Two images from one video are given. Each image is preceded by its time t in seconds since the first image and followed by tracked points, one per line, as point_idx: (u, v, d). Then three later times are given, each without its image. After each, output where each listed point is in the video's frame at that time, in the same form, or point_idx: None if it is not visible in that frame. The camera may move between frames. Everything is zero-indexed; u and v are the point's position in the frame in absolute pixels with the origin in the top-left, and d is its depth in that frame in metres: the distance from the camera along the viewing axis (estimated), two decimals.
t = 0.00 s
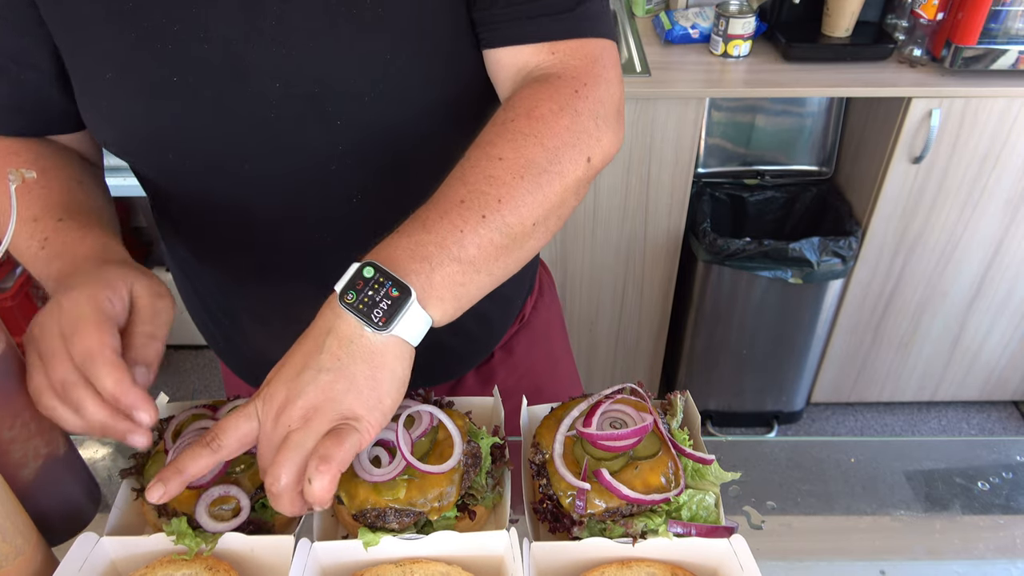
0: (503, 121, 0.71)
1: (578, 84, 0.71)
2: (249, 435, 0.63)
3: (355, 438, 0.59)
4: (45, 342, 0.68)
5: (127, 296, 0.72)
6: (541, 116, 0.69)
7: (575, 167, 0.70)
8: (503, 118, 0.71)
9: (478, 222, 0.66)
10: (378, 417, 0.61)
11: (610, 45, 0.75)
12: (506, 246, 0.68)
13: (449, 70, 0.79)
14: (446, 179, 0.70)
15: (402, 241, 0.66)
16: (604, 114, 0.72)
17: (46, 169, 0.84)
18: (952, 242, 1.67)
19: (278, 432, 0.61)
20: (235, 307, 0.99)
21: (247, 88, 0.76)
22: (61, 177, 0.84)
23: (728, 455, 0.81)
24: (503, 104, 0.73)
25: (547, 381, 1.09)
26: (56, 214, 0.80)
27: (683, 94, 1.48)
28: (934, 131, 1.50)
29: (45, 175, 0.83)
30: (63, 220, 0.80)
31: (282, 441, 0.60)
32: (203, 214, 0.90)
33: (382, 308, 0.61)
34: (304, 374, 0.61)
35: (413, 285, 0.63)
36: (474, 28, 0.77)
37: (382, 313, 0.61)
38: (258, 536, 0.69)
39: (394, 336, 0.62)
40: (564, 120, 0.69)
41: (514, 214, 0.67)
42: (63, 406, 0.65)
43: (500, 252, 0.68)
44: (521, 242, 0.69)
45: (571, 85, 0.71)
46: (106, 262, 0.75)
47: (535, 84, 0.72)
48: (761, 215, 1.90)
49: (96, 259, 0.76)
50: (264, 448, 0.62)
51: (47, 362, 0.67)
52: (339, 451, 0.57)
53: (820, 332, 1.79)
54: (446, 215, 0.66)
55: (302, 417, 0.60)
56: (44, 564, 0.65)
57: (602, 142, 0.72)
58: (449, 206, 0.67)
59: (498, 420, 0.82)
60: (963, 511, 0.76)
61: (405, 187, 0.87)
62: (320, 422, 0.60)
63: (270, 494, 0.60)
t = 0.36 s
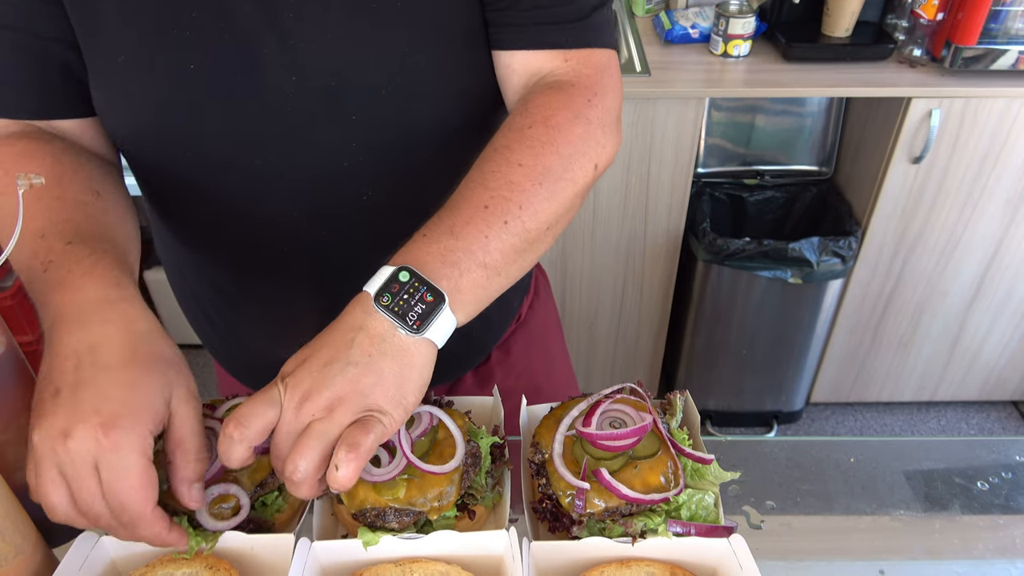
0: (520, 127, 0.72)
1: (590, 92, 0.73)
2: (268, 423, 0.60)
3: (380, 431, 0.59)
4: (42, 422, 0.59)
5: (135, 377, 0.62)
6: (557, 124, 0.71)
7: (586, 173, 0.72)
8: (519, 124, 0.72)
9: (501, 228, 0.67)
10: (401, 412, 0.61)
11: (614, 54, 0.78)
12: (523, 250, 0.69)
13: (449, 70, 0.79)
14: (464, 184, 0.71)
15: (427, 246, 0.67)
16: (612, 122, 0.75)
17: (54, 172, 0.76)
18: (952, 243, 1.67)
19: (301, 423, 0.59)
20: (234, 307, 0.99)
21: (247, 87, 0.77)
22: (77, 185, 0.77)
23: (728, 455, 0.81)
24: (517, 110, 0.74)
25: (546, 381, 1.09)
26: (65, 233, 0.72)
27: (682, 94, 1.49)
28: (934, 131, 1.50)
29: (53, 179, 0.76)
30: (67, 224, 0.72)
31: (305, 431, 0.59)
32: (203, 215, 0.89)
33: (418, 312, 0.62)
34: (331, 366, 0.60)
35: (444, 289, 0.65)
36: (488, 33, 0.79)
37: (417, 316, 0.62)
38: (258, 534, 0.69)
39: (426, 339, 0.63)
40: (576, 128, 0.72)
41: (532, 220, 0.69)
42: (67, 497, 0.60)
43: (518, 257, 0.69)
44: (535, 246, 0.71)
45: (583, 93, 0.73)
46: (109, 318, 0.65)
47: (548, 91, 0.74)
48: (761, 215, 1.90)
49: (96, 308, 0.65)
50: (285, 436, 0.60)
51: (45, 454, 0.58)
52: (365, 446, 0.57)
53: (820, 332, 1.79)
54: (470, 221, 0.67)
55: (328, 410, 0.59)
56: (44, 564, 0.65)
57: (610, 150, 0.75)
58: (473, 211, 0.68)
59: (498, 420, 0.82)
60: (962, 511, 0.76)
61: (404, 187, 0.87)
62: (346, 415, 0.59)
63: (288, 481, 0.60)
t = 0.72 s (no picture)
0: (531, 130, 0.74)
1: (599, 100, 0.76)
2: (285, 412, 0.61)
3: (399, 419, 0.60)
4: (64, 482, 0.56)
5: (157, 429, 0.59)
6: (567, 129, 0.74)
7: (593, 177, 0.75)
8: (530, 127, 0.74)
9: (512, 226, 0.69)
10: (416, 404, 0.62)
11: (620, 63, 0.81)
12: (532, 249, 0.71)
13: (448, 70, 0.79)
14: (476, 183, 0.73)
15: (442, 241, 0.68)
16: (617, 128, 0.77)
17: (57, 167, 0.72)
18: (951, 244, 1.67)
19: (320, 412, 0.60)
20: (233, 308, 0.98)
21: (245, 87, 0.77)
22: (91, 182, 0.74)
23: (727, 456, 0.81)
24: (527, 113, 0.76)
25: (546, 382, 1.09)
26: (75, 254, 0.67)
27: (682, 94, 1.48)
28: (934, 132, 1.50)
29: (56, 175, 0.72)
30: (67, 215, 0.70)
31: (324, 421, 0.60)
32: (201, 216, 0.89)
33: (434, 305, 0.63)
34: (349, 357, 0.61)
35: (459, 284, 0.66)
36: (498, 35, 0.81)
37: (433, 310, 0.64)
38: (258, 536, 0.68)
39: (440, 334, 0.65)
40: (585, 133, 0.74)
41: (541, 219, 0.70)
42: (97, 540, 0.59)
43: (526, 255, 0.71)
44: (542, 245, 0.72)
45: (592, 100, 0.76)
46: (121, 364, 0.60)
47: (558, 96, 0.76)
48: (761, 215, 1.90)
49: (105, 349, 0.61)
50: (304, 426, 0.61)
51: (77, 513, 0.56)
52: (387, 429, 0.58)
53: (819, 332, 1.79)
54: (484, 219, 0.69)
55: (346, 399, 0.60)
56: (42, 564, 0.65)
57: (615, 155, 0.77)
58: (485, 209, 0.70)
59: (497, 422, 0.81)
60: (962, 513, 0.76)
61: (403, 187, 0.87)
62: (366, 403, 0.60)
63: (305, 470, 0.60)
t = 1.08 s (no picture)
0: (544, 129, 0.75)
1: (611, 104, 0.77)
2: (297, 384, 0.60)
3: (411, 398, 0.60)
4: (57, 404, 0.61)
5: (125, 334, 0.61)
6: (580, 130, 0.74)
7: (600, 179, 0.76)
8: (542, 126, 0.75)
9: (523, 223, 0.70)
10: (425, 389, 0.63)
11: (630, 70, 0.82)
12: (539, 244, 0.72)
13: (447, 70, 0.79)
14: (488, 178, 0.73)
15: (455, 233, 0.69)
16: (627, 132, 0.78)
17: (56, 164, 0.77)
18: (951, 242, 1.68)
19: (333, 386, 0.60)
20: (233, 308, 0.99)
21: (243, 87, 0.77)
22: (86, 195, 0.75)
23: (727, 454, 0.81)
24: (540, 111, 0.77)
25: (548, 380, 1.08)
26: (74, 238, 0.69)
27: (681, 93, 1.48)
28: (933, 129, 1.50)
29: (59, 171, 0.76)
30: (74, 206, 0.73)
31: (337, 395, 0.60)
32: (201, 216, 0.90)
33: (447, 294, 0.64)
34: (363, 338, 0.62)
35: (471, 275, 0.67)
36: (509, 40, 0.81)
37: (446, 298, 0.64)
38: (259, 535, 0.69)
39: (451, 322, 0.65)
40: (596, 135, 0.75)
41: (549, 216, 0.72)
42: (78, 423, 0.62)
43: (533, 251, 0.72)
44: (548, 241, 0.73)
45: (604, 103, 0.77)
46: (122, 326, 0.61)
47: (573, 97, 0.77)
48: (760, 213, 1.90)
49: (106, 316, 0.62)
50: (316, 397, 0.60)
51: (57, 389, 0.60)
52: (401, 406, 0.58)
53: (819, 330, 1.79)
54: (495, 214, 0.70)
55: (360, 377, 0.60)
56: (44, 565, 0.65)
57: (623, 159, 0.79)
58: (496, 204, 0.71)
59: (498, 420, 0.81)
60: (961, 509, 0.76)
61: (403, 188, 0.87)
62: (379, 382, 0.60)
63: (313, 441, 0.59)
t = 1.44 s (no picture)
0: (562, 128, 0.74)
1: (626, 109, 0.77)
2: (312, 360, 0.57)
3: (431, 383, 0.59)
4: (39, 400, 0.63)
5: (111, 334, 0.63)
6: (597, 131, 0.74)
7: (612, 183, 0.76)
8: (559, 125, 0.75)
9: (541, 218, 0.69)
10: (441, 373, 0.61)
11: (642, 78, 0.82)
12: (553, 242, 0.71)
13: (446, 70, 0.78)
14: (504, 173, 0.72)
15: (474, 225, 0.67)
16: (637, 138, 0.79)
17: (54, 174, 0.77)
18: (951, 241, 1.67)
19: (355, 363, 0.58)
20: (232, 309, 0.98)
21: (241, 88, 0.76)
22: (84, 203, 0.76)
23: (727, 454, 0.81)
24: (556, 111, 0.77)
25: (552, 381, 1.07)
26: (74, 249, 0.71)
27: (681, 92, 1.48)
28: (933, 129, 1.50)
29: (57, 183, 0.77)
30: (74, 208, 0.74)
31: (356, 373, 0.58)
32: (202, 216, 0.89)
33: (469, 282, 0.62)
34: (387, 318, 0.60)
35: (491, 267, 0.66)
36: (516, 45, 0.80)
37: (467, 287, 0.62)
38: (257, 536, 0.69)
39: (470, 312, 0.63)
40: (613, 138, 0.75)
41: (565, 212, 0.70)
42: (54, 420, 0.63)
43: (545, 249, 0.71)
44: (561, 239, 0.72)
45: (620, 107, 0.77)
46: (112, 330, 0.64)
47: (589, 99, 0.77)
48: (759, 213, 1.90)
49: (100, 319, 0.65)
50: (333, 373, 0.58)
51: (41, 384, 0.63)
52: (422, 392, 0.57)
53: (818, 329, 1.78)
54: (514, 208, 0.69)
55: (381, 358, 0.58)
56: (42, 567, 0.65)
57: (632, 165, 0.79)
58: (515, 199, 0.69)
59: (497, 421, 0.81)
60: (961, 510, 0.76)
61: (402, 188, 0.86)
62: (400, 362, 0.59)
63: (331, 418, 0.57)
